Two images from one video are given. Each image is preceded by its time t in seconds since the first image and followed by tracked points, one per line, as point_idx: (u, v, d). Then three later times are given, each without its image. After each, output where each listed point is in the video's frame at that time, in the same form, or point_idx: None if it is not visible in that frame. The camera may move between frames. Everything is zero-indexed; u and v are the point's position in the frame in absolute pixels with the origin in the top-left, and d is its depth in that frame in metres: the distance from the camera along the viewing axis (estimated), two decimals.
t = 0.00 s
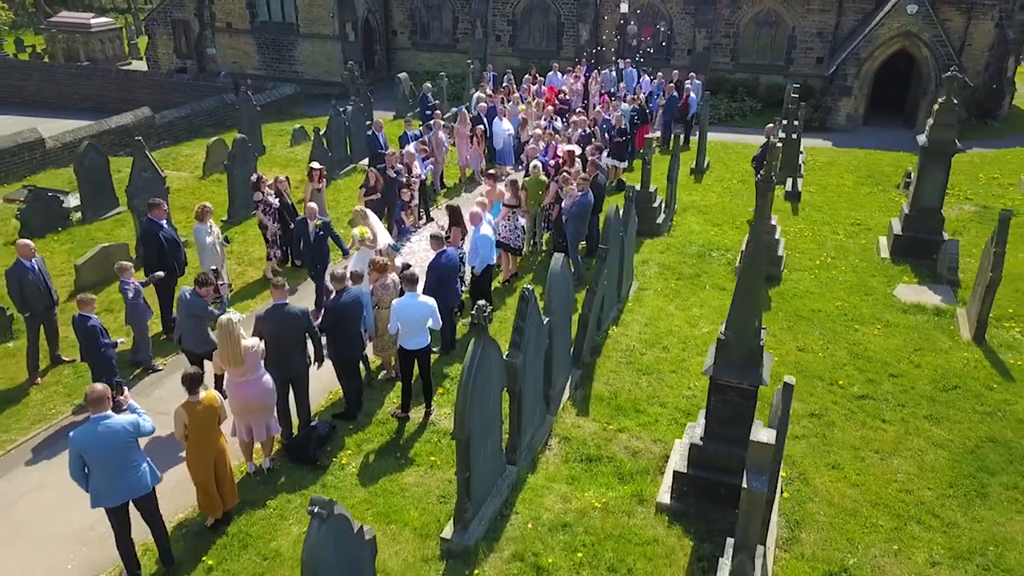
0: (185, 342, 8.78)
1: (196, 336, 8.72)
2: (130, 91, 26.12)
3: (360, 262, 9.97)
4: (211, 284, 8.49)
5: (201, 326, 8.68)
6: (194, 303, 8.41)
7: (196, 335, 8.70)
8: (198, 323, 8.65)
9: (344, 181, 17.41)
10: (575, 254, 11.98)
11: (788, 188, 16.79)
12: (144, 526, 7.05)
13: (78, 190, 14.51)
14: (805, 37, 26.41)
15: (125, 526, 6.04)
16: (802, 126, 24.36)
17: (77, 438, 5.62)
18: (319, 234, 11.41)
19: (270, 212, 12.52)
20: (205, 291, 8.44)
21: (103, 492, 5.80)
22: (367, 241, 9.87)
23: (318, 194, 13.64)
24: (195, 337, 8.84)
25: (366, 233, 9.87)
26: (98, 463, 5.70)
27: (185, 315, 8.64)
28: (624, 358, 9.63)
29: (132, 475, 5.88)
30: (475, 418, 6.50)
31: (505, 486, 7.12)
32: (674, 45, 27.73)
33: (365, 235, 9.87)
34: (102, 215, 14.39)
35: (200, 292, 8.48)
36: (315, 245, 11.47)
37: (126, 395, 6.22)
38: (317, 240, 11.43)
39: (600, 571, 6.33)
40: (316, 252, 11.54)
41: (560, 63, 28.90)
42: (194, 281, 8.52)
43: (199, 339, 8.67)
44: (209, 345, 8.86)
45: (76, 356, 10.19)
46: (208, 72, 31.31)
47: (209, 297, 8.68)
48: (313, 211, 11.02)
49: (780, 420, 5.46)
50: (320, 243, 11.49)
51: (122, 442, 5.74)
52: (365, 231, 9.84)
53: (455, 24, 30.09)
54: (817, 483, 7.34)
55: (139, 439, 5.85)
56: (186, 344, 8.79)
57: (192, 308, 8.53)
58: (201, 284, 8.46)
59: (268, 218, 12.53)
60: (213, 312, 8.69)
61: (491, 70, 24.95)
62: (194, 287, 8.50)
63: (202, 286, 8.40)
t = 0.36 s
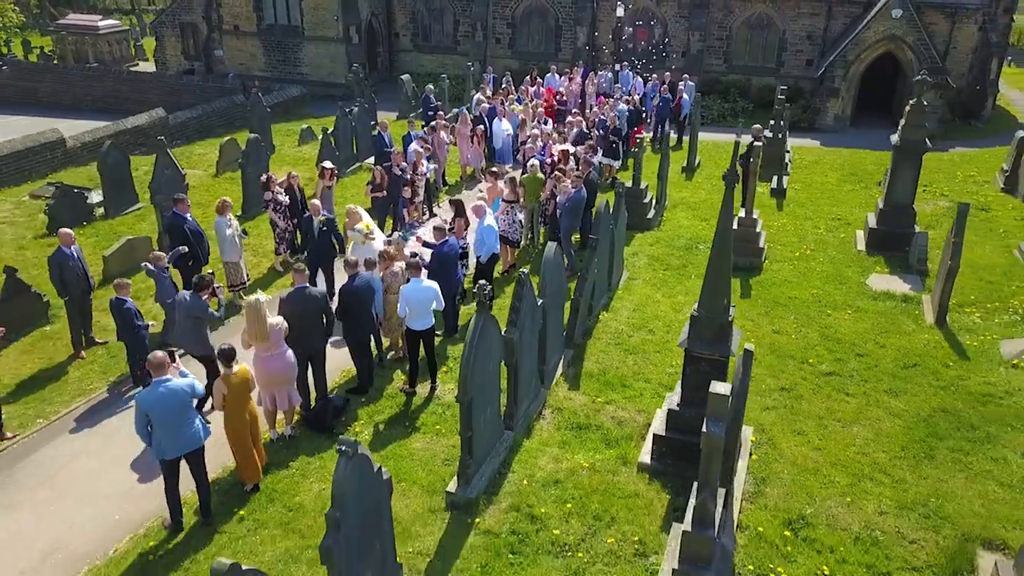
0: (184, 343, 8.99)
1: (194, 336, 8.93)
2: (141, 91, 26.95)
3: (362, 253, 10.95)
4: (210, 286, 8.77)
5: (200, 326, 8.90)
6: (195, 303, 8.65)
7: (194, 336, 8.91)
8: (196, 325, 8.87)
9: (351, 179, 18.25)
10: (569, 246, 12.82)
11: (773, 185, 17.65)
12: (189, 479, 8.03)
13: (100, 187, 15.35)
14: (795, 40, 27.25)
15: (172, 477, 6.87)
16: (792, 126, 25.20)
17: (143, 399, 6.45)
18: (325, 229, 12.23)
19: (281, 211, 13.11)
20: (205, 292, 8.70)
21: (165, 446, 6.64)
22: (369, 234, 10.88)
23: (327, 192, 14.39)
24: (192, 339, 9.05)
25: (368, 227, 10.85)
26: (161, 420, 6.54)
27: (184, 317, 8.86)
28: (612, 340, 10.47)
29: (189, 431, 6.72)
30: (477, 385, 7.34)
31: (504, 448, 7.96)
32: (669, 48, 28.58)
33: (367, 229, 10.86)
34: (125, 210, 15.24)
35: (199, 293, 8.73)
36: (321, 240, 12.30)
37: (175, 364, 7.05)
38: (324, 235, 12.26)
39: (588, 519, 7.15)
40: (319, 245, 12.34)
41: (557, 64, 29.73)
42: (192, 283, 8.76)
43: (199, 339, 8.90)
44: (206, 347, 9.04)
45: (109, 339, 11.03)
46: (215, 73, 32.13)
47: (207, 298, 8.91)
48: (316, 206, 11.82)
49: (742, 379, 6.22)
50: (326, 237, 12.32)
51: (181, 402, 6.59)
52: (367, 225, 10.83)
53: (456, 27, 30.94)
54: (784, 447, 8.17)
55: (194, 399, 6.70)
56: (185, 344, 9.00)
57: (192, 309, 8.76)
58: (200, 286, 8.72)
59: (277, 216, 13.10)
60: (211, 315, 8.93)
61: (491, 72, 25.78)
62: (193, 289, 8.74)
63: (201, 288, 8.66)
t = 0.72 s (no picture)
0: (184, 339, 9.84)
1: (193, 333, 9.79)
2: (152, 92, 27.81)
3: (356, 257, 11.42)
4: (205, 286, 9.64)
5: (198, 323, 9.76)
6: (190, 302, 9.50)
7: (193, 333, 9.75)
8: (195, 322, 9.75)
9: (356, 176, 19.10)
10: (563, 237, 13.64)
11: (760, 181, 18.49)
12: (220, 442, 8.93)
13: (120, 183, 16.20)
14: (786, 42, 28.05)
15: (205, 437, 7.71)
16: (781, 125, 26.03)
17: (189, 364, 7.36)
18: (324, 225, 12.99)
19: (293, 203, 13.90)
20: (199, 291, 9.54)
21: (208, 407, 7.55)
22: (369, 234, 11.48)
23: (336, 187, 15.24)
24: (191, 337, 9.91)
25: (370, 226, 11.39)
26: (205, 382, 7.46)
27: (185, 315, 9.74)
28: (602, 323, 11.30)
29: (228, 394, 7.63)
30: (476, 356, 8.17)
31: (501, 415, 8.80)
32: (663, 49, 29.43)
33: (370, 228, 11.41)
34: (144, 204, 16.11)
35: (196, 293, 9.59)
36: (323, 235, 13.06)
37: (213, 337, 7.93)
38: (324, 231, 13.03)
39: (575, 475, 7.96)
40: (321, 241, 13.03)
41: (555, 65, 30.58)
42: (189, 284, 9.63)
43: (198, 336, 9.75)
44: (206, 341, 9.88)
45: (136, 323, 11.89)
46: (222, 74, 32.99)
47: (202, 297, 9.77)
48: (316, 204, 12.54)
49: (709, 348, 7.05)
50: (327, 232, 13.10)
51: (224, 367, 7.50)
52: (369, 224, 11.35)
53: (456, 29, 31.78)
54: (755, 415, 9.01)
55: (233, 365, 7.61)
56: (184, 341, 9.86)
57: (189, 307, 9.63)
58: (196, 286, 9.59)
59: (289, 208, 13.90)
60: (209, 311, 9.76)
61: (490, 73, 26.62)
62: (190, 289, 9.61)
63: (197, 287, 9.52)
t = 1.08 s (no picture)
0: (171, 342, 9.45)
1: (183, 336, 9.44)
2: (162, 93, 28.64)
3: (356, 253, 12.05)
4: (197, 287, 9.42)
5: (189, 325, 9.45)
6: (183, 303, 9.21)
7: (184, 336, 9.42)
8: (186, 324, 9.41)
9: (361, 174, 19.92)
10: (557, 231, 14.43)
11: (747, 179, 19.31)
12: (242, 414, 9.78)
13: (137, 180, 17.02)
14: (777, 45, 28.86)
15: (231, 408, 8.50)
16: (772, 125, 26.83)
17: (216, 341, 8.15)
18: (324, 220, 13.96)
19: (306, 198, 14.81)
20: (193, 291, 9.28)
21: (233, 381, 8.32)
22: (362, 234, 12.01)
23: (343, 184, 16.07)
24: (181, 342, 9.50)
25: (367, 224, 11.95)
26: (231, 358, 8.24)
27: (175, 317, 9.40)
28: (592, 311, 12.11)
29: (252, 370, 8.42)
30: (475, 336, 8.97)
31: (497, 391, 9.61)
32: (658, 52, 30.26)
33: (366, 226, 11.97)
34: (160, 200, 16.93)
35: (187, 293, 9.35)
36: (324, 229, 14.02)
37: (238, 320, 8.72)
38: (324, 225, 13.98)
39: (565, 443, 8.77)
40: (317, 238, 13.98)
41: (553, 67, 31.43)
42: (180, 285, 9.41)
43: (189, 338, 9.40)
44: (195, 344, 9.55)
45: (157, 310, 12.71)
46: (228, 75, 33.81)
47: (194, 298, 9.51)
48: (317, 201, 13.55)
49: (684, 326, 7.84)
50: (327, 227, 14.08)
51: (248, 345, 8.29)
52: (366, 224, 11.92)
53: (457, 31, 32.63)
54: (730, 391, 9.82)
55: (255, 343, 8.41)
56: (174, 345, 9.46)
57: (180, 309, 9.34)
58: (188, 287, 9.39)
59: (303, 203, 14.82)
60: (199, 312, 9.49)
61: (490, 75, 27.45)
62: (181, 290, 9.37)
63: (189, 287, 9.30)
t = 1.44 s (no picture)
0: (167, 338, 9.86)
1: (179, 333, 9.88)
2: (170, 94, 29.52)
3: (357, 246, 12.88)
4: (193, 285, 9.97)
5: (185, 321, 9.91)
6: (180, 298, 9.74)
7: (179, 332, 9.86)
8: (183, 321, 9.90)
9: (364, 173, 20.82)
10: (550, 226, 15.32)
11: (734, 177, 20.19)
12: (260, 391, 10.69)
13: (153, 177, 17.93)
14: (767, 48, 29.74)
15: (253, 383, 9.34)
16: (762, 126, 27.71)
17: (238, 322, 8.95)
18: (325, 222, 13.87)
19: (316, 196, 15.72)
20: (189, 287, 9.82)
21: (253, 358, 9.14)
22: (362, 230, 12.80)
23: (349, 181, 16.97)
24: (176, 339, 9.93)
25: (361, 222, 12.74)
26: (252, 338, 9.05)
27: (172, 314, 9.89)
28: (582, 299, 13.01)
29: (270, 348, 9.24)
30: (472, 317, 9.86)
31: (492, 369, 10.52)
32: (652, 54, 31.15)
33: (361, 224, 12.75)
34: (174, 197, 17.82)
35: (183, 291, 9.89)
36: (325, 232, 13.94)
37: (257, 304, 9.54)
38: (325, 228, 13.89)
39: (554, 414, 9.67)
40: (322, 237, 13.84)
41: (550, 69, 32.35)
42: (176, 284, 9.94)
43: (185, 334, 9.82)
44: (190, 341, 9.97)
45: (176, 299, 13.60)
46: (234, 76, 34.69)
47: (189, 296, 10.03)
48: (319, 204, 13.43)
49: (659, 308, 8.70)
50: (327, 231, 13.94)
51: (267, 325, 9.11)
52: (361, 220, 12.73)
53: (457, 34, 33.56)
54: (706, 369, 10.73)
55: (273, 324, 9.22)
56: (170, 342, 9.88)
57: (176, 306, 9.84)
58: (184, 285, 9.93)
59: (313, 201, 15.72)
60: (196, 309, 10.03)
61: (489, 77, 28.34)
62: (178, 288, 9.90)
63: (185, 284, 9.82)
